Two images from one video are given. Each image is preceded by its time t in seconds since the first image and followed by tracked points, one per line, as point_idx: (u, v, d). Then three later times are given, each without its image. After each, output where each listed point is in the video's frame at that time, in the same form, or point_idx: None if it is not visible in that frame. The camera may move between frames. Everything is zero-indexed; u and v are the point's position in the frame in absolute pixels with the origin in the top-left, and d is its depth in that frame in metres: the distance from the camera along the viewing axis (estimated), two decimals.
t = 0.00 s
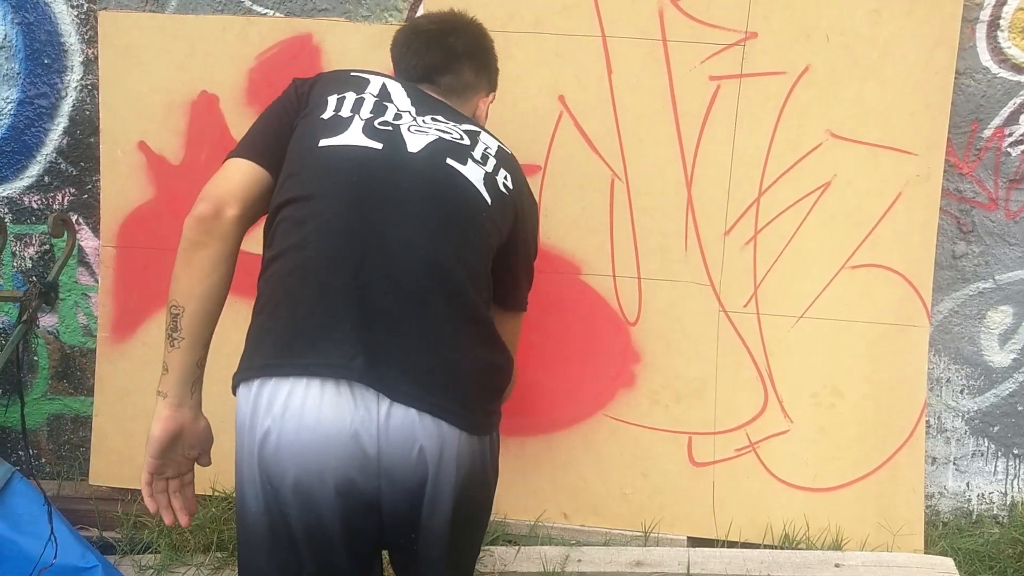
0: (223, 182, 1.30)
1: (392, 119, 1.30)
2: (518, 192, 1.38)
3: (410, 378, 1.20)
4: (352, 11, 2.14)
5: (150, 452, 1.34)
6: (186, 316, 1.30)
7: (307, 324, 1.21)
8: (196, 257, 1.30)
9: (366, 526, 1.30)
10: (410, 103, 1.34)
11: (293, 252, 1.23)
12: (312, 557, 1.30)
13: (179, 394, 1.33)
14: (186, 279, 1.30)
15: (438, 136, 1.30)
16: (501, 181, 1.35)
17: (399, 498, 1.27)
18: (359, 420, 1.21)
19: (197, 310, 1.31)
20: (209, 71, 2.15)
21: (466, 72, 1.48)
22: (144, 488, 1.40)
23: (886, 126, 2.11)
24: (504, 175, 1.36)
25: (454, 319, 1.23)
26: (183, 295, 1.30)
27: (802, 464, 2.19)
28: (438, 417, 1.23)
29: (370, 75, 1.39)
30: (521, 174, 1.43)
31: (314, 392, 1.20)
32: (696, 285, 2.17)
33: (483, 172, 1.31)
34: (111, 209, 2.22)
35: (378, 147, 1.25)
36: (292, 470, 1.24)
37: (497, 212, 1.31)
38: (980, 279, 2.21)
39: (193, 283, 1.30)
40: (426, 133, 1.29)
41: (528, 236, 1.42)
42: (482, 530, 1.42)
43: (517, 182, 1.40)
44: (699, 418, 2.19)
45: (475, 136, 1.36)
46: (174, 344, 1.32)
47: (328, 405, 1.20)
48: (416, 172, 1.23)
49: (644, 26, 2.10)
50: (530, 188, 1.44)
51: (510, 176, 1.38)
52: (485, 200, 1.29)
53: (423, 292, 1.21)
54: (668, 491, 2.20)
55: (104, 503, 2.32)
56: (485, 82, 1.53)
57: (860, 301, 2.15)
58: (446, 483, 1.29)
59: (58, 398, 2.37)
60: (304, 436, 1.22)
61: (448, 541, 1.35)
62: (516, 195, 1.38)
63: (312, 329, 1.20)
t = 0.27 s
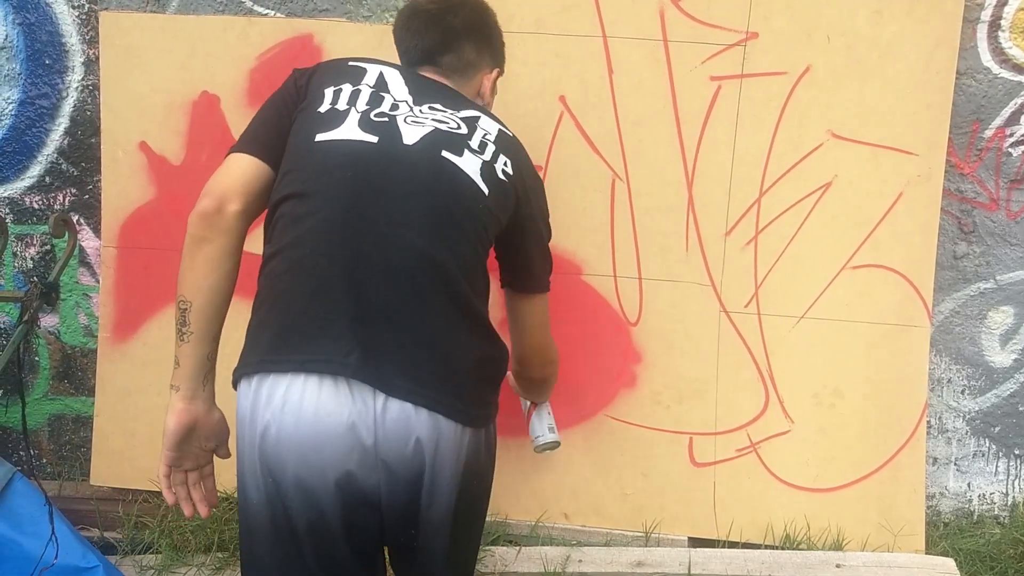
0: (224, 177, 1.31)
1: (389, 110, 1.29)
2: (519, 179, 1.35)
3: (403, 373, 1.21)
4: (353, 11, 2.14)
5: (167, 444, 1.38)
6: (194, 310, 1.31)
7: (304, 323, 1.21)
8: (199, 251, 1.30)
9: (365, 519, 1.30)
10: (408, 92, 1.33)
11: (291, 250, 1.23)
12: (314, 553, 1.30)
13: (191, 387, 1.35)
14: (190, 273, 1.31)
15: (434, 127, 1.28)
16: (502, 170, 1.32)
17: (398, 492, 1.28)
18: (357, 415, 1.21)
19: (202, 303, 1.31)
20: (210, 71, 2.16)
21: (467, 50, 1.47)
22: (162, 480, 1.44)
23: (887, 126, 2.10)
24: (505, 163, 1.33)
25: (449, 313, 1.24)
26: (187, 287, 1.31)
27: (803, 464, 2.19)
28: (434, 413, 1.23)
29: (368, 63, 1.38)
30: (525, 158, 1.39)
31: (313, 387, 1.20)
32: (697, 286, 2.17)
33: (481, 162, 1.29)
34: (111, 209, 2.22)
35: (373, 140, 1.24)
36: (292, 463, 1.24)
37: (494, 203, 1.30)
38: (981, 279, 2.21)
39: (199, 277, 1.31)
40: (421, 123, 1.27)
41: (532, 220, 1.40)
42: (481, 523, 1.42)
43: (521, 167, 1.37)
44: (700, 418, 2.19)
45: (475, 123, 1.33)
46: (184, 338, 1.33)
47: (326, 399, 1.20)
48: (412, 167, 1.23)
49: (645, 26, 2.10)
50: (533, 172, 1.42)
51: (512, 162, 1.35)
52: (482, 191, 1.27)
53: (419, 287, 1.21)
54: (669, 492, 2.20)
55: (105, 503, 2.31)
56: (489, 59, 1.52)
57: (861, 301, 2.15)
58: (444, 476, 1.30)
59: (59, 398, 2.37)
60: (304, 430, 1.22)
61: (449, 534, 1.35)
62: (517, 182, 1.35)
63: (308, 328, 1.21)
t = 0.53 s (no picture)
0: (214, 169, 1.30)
1: (381, 99, 1.25)
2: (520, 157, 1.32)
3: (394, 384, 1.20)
4: (354, 11, 2.14)
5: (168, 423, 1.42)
6: (190, 301, 1.33)
7: (295, 334, 1.21)
8: (197, 245, 1.31)
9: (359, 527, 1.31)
10: (404, 74, 1.29)
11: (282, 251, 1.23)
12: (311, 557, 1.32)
13: (190, 372, 1.38)
14: (190, 266, 1.32)
15: (428, 117, 1.25)
16: (500, 152, 1.29)
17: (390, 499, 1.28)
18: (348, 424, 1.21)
19: (201, 293, 1.33)
20: (211, 71, 2.16)
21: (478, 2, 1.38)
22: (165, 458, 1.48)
23: (888, 127, 2.10)
24: (505, 142, 1.30)
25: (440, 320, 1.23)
26: (186, 279, 1.32)
27: (804, 465, 2.19)
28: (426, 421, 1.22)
29: (364, 37, 1.34)
30: (527, 132, 1.36)
31: (304, 398, 1.20)
32: (698, 286, 2.17)
33: (477, 150, 1.26)
34: (112, 209, 2.22)
35: (365, 137, 1.22)
36: (284, 472, 1.25)
37: (491, 190, 1.28)
38: (982, 279, 2.21)
39: (199, 271, 1.32)
40: (414, 114, 1.24)
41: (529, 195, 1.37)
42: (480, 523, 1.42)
43: (522, 144, 1.34)
44: (701, 419, 2.19)
45: (471, 104, 1.29)
46: (183, 327, 1.35)
47: (316, 410, 1.20)
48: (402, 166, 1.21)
49: (647, 26, 2.10)
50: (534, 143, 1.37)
51: (513, 140, 1.32)
52: (475, 181, 1.25)
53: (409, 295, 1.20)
54: (670, 492, 2.20)
55: (106, 503, 2.31)
56: (501, 9, 1.43)
57: (862, 302, 2.15)
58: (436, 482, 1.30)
59: (60, 398, 2.37)
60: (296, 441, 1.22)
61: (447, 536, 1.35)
62: (517, 161, 1.32)
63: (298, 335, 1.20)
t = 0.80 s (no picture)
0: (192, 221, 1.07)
1: (354, 110, 1.04)
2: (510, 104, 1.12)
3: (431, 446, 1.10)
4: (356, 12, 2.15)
5: (212, 456, 1.30)
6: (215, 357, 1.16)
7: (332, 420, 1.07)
8: (203, 307, 1.12)
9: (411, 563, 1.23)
10: (361, 58, 1.04)
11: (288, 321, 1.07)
12: None
13: (224, 405, 1.24)
14: (202, 327, 1.14)
15: (412, 116, 1.05)
16: (490, 112, 1.09)
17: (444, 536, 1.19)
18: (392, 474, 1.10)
19: (224, 349, 1.16)
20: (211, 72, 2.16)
21: None
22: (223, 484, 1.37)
23: (888, 127, 2.10)
24: (491, 92, 1.09)
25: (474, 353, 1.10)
26: (201, 338, 1.15)
27: (805, 465, 2.18)
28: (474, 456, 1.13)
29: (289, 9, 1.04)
30: (505, 54, 1.12)
31: (342, 459, 1.07)
32: (698, 286, 2.17)
33: (472, 131, 1.07)
34: (113, 209, 2.22)
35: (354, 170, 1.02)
36: (328, 533, 1.14)
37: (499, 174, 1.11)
38: (983, 280, 2.21)
39: (214, 330, 1.14)
40: (396, 118, 1.04)
41: (526, 124, 1.17)
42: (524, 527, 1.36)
43: (507, 86, 1.12)
44: (702, 419, 2.19)
45: (446, 73, 1.06)
46: (208, 375, 1.19)
47: (357, 468, 1.08)
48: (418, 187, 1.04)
49: (647, 27, 2.10)
50: (519, 69, 1.14)
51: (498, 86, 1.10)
52: (486, 176, 1.08)
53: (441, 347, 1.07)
54: (671, 493, 2.20)
55: (107, 503, 2.32)
56: None
57: (863, 302, 2.15)
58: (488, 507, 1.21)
59: (61, 399, 2.38)
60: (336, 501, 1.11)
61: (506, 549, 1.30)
62: (507, 109, 1.12)
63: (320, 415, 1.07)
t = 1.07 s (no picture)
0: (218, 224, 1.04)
1: (393, 114, 1.01)
2: (556, 93, 1.08)
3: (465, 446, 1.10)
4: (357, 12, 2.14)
5: (195, 495, 1.22)
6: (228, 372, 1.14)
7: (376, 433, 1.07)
8: (229, 311, 1.10)
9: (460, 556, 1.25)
10: (401, 56, 1.00)
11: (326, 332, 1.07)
12: None
13: (217, 434, 1.20)
14: (219, 334, 1.11)
15: (455, 116, 1.02)
16: (535, 104, 1.06)
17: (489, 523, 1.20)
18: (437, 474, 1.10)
19: (236, 360, 1.14)
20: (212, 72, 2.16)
21: None
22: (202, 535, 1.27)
23: (889, 127, 2.10)
24: (537, 83, 1.05)
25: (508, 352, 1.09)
26: (214, 347, 1.12)
27: (806, 466, 2.18)
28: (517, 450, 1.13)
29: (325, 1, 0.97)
30: (553, 35, 1.06)
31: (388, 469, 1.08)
32: (699, 287, 2.17)
33: (515, 126, 1.05)
34: (114, 210, 2.22)
35: (399, 177, 1.00)
36: (379, 539, 1.15)
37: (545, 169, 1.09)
38: (985, 280, 2.21)
39: (230, 338, 1.12)
40: (440, 118, 1.02)
41: (575, 102, 1.11)
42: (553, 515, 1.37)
43: (555, 73, 1.07)
44: (703, 419, 2.19)
45: (488, 69, 1.02)
46: (212, 395, 1.16)
47: (403, 473, 1.09)
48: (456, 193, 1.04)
49: (648, 27, 2.10)
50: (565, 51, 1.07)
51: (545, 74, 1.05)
52: (530, 173, 1.06)
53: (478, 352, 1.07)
54: (672, 493, 2.20)
55: (108, 504, 2.32)
56: None
57: (864, 303, 2.15)
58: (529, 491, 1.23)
59: (62, 399, 2.38)
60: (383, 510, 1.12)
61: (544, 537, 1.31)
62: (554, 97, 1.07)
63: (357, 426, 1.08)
